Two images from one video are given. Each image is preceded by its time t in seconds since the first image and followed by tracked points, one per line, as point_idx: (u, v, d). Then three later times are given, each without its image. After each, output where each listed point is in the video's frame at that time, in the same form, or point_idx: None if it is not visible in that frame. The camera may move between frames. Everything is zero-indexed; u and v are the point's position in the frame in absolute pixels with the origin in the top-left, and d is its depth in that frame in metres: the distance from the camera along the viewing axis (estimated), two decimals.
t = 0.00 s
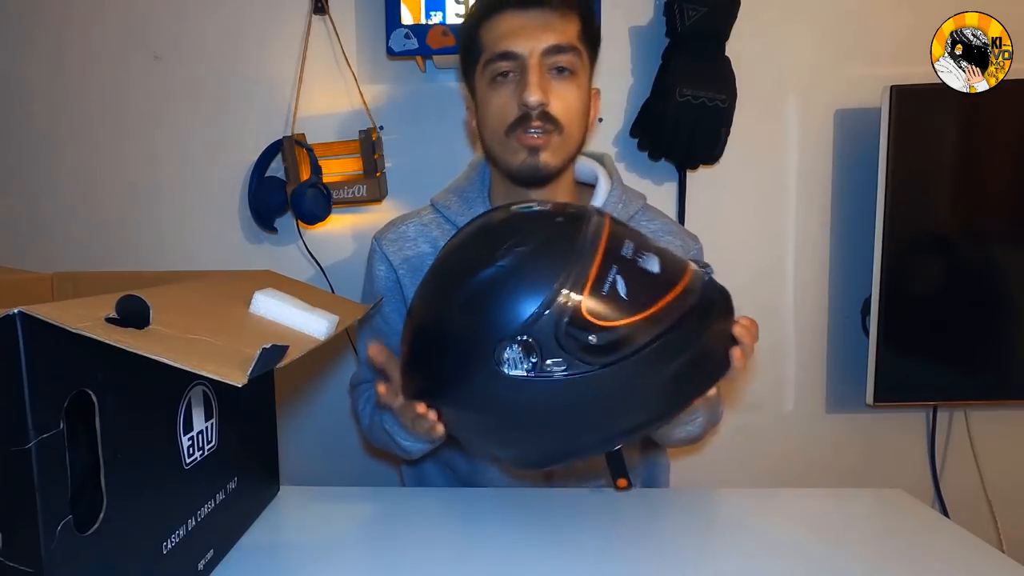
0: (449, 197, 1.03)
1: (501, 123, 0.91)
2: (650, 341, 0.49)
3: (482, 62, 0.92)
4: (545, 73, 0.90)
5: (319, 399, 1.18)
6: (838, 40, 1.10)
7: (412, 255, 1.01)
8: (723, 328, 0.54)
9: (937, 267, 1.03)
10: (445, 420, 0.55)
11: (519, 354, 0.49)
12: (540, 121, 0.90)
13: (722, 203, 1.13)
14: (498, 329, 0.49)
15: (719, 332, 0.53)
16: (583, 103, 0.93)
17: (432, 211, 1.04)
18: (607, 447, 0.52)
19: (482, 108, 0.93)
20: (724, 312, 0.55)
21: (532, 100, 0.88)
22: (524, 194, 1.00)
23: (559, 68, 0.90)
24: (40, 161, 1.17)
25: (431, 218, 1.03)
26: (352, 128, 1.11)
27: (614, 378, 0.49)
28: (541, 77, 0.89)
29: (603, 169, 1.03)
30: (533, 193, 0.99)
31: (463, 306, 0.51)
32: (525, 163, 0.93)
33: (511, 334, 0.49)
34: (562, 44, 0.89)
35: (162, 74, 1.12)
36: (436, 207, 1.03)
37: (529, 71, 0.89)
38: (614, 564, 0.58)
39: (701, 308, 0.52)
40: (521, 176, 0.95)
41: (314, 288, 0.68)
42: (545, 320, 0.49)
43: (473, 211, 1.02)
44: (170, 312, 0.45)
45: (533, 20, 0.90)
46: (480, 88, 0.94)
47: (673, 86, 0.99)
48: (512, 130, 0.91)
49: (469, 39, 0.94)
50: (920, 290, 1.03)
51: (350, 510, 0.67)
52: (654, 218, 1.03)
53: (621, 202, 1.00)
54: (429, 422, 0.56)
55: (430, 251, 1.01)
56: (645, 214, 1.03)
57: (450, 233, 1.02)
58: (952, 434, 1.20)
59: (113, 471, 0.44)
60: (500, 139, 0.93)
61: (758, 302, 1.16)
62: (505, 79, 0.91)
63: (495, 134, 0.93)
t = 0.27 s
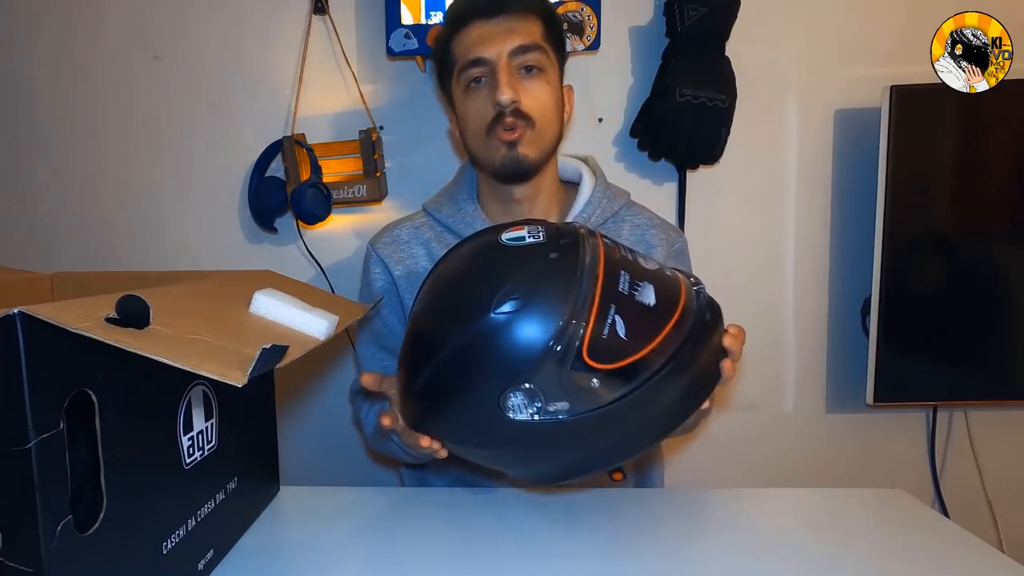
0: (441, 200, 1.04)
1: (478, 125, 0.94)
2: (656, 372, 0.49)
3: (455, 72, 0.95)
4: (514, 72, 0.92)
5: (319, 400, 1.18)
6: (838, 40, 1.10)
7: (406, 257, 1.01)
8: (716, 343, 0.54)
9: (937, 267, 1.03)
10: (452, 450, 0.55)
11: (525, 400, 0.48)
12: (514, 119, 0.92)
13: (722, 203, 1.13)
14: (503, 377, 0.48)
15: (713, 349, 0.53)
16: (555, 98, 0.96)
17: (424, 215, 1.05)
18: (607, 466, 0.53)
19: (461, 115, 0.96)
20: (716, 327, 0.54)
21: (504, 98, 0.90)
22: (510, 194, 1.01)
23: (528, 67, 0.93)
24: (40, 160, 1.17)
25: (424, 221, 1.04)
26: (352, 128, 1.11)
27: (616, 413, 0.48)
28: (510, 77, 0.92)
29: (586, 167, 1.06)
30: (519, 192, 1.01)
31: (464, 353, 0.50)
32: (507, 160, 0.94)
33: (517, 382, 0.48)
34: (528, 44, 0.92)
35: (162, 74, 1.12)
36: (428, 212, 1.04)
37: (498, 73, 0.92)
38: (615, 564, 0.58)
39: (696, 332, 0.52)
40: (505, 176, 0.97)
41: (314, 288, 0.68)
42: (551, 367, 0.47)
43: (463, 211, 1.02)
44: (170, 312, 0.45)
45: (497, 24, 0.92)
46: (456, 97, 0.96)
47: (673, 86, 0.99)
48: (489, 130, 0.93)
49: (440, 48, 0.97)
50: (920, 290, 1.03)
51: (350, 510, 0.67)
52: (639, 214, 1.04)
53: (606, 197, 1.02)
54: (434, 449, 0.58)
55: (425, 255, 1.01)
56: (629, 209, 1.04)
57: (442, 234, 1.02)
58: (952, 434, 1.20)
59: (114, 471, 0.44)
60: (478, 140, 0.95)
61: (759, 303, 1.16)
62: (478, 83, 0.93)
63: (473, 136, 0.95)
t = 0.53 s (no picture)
0: (438, 201, 1.04)
1: (471, 128, 0.94)
2: (633, 352, 0.49)
3: (448, 75, 0.96)
4: (505, 75, 0.93)
5: (319, 400, 1.18)
6: (838, 40, 1.10)
7: (404, 256, 1.01)
8: (697, 325, 0.54)
9: (936, 267, 1.03)
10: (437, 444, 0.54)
11: (508, 383, 0.48)
12: (508, 121, 0.93)
13: (722, 203, 1.13)
14: (485, 362, 0.49)
15: (693, 331, 0.53)
16: (547, 99, 0.96)
17: (421, 215, 1.05)
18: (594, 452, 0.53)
19: (454, 118, 0.97)
20: (694, 310, 0.54)
21: (495, 101, 0.91)
22: (504, 194, 1.02)
23: (520, 70, 0.93)
24: (40, 160, 1.17)
25: (421, 220, 1.04)
26: (352, 128, 1.11)
27: (598, 395, 0.48)
28: (502, 81, 0.92)
29: (579, 167, 1.05)
30: (513, 192, 1.01)
31: (448, 340, 0.50)
32: (500, 162, 0.95)
33: (499, 365, 0.48)
34: (518, 47, 0.92)
35: (162, 74, 1.12)
36: (424, 212, 1.04)
37: (489, 77, 0.92)
38: (614, 564, 0.58)
39: (674, 313, 0.52)
40: (500, 177, 0.97)
41: (315, 288, 0.68)
42: (531, 349, 0.48)
43: (458, 211, 1.02)
44: (170, 312, 0.45)
45: (488, 27, 0.93)
46: (450, 100, 0.97)
47: (673, 86, 0.99)
48: (481, 132, 0.94)
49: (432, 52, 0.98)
50: (920, 290, 1.03)
51: (350, 510, 0.67)
52: (632, 211, 1.04)
53: (598, 195, 1.02)
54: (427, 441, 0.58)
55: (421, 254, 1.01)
56: (623, 207, 1.04)
57: (438, 234, 1.03)
58: (952, 434, 1.20)
59: (113, 471, 0.44)
60: (471, 141, 0.95)
61: (759, 302, 1.16)
62: (470, 87, 0.94)
63: (466, 137, 0.96)
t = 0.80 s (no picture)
0: (440, 201, 1.04)
1: (471, 129, 0.94)
2: (633, 331, 0.49)
3: (447, 78, 0.96)
4: (504, 77, 0.93)
5: (319, 400, 1.18)
6: (838, 40, 1.10)
7: (407, 256, 1.01)
8: (681, 290, 0.55)
9: (936, 267, 1.03)
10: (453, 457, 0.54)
11: (521, 388, 0.48)
12: (508, 121, 0.93)
13: (722, 203, 1.13)
14: (494, 371, 0.48)
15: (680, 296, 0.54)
16: (546, 99, 0.96)
17: (424, 216, 1.05)
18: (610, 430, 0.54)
19: (454, 120, 0.97)
20: (676, 275, 0.55)
21: (494, 102, 0.91)
22: (505, 193, 1.02)
23: (518, 72, 0.94)
24: (40, 160, 1.16)
25: (423, 220, 1.04)
26: (352, 128, 1.11)
27: (607, 379, 0.49)
28: (500, 82, 0.92)
29: (579, 166, 1.05)
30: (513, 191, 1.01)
31: (453, 355, 0.50)
32: (500, 162, 0.95)
33: (509, 372, 0.48)
34: (515, 49, 0.92)
35: (162, 75, 1.12)
36: (427, 212, 1.05)
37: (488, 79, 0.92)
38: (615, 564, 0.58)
39: (660, 283, 0.53)
40: (501, 176, 0.97)
41: (315, 288, 0.68)
42: (538, 352, 0.48)
43: (461, 210, 1.02)
44: (170, 312, 0.45)
45: (485, 30, 0.93)
46: (450, 102, 0.97)
47: (673, 85, 0.99)
48: (481, 133, 0.94)
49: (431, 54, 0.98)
50: (920, 290, 1.03)
51: (350, 510, 0.67)
52: (632, 210, 1.04)
53: (598, 194, 1.03)
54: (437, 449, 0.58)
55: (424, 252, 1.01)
56: (623, 206, 1.04)
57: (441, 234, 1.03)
58: (952, 434, 1.20)
59: (113, 471, 0.44)
60: (471, 142, 0.95)
61: (759, 302, 1.16)
62: (469, 89, 0.94)
63: (466, 137, 0.96)
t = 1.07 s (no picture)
0: (442, 201, 1.04)
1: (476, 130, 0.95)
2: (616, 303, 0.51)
3: (451, 81, 0.97)
4: (508, 78, 0.93)
5: (319, 400, 1.18)
6: (838, 41, 1.10)
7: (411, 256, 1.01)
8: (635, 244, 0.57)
9: (936, 267, 1.03)
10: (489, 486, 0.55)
11: (542, 395, 0.49)
12: (512, 121, 0.93)
13: (722, 203, 1.13)
14: (511, 388, 0.49)
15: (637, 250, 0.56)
16: (549, 98, 0.96)
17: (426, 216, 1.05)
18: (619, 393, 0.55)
19: (459, 122, 0.97)
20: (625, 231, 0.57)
21: (498, 103, 0.91)
22: (508, 192, 1.02)
23: (521, 73, 0.94)
24: (40, 159, 1.17)
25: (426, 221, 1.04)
26: (352, 128, 1.11)
27: (609, 357, 0.50)
28: (504, 83, 0.93)
29: (580, 166, 1.04)
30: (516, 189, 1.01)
31: (468, 391, 0.49)
32: (505, 161, 0.95)
33: (527, 386, 0.49)
34: (518, 51, 0.92)
35: (162, 75, 1.12)
36: (429, 212, 1.04)
37: (493, 81, 0.93)
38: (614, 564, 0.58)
39: (619, 245, 0.54)
40: (505, 175, 0.97)
41: (315, 288, 0.68)
42: (545, 358, 0.48)
43: (464, 210, 1.02)
44: (170, 312, 0.45)
45: (487, 33, 0.93)
46: (455, 104, 0.98)
47: (673, 85, 0.99)
48: (486, 133, 0.94)
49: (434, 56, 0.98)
50: (920, 290, 1.03)
51: (350, 510, 0.67)
52: (632, 209, 1.04)
53: (599, 194, 1.02)
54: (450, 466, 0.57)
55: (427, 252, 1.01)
56: (623, 205, 1.04)
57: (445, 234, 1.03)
58: (952, 434, 1.20)
59: (113, 471, 0.44)
60: (476, 142, 0.96)
61: (759, 302, 1.16)
62: (474, 91, 0.94)
63: (471, 138, 0.96)
